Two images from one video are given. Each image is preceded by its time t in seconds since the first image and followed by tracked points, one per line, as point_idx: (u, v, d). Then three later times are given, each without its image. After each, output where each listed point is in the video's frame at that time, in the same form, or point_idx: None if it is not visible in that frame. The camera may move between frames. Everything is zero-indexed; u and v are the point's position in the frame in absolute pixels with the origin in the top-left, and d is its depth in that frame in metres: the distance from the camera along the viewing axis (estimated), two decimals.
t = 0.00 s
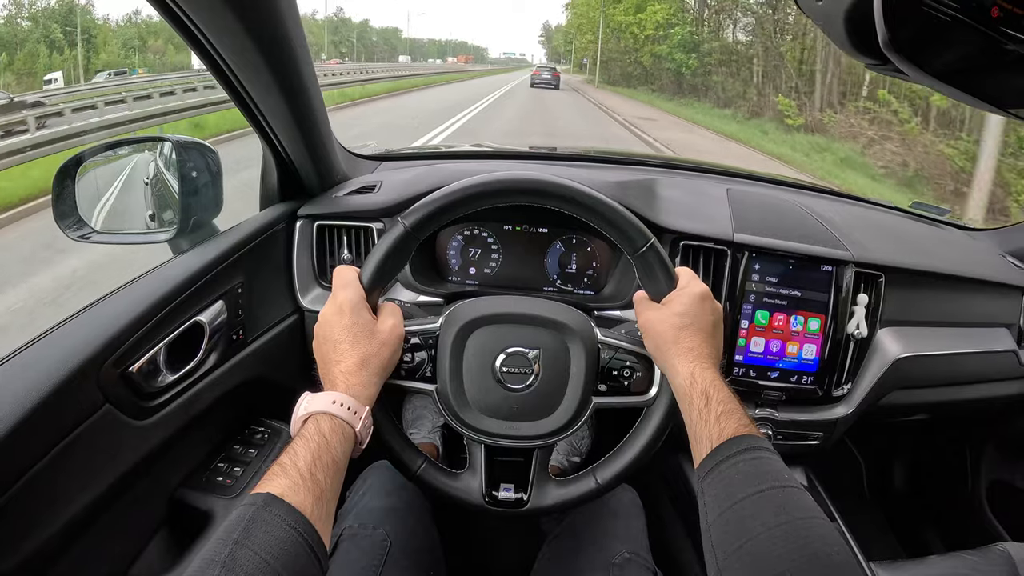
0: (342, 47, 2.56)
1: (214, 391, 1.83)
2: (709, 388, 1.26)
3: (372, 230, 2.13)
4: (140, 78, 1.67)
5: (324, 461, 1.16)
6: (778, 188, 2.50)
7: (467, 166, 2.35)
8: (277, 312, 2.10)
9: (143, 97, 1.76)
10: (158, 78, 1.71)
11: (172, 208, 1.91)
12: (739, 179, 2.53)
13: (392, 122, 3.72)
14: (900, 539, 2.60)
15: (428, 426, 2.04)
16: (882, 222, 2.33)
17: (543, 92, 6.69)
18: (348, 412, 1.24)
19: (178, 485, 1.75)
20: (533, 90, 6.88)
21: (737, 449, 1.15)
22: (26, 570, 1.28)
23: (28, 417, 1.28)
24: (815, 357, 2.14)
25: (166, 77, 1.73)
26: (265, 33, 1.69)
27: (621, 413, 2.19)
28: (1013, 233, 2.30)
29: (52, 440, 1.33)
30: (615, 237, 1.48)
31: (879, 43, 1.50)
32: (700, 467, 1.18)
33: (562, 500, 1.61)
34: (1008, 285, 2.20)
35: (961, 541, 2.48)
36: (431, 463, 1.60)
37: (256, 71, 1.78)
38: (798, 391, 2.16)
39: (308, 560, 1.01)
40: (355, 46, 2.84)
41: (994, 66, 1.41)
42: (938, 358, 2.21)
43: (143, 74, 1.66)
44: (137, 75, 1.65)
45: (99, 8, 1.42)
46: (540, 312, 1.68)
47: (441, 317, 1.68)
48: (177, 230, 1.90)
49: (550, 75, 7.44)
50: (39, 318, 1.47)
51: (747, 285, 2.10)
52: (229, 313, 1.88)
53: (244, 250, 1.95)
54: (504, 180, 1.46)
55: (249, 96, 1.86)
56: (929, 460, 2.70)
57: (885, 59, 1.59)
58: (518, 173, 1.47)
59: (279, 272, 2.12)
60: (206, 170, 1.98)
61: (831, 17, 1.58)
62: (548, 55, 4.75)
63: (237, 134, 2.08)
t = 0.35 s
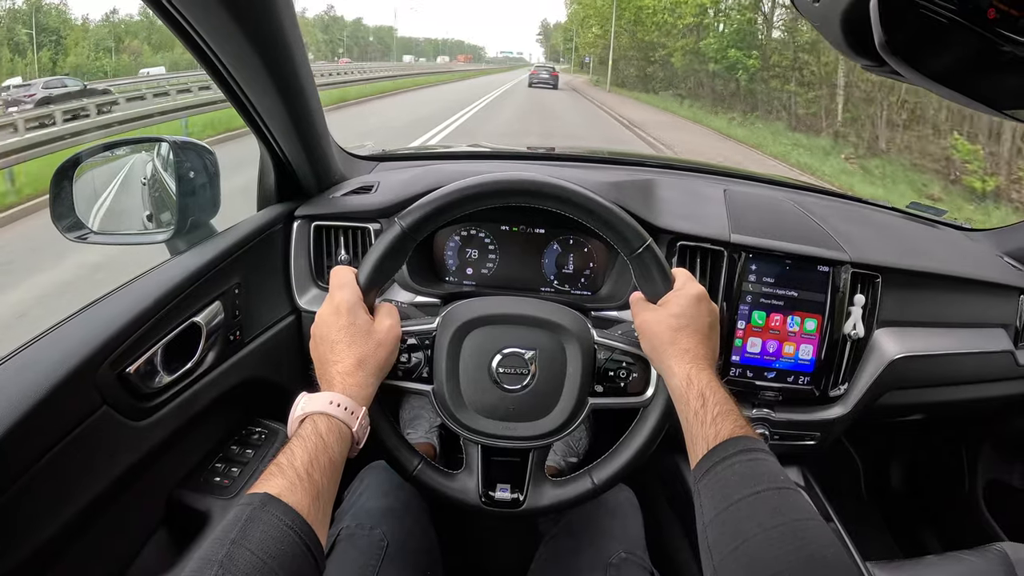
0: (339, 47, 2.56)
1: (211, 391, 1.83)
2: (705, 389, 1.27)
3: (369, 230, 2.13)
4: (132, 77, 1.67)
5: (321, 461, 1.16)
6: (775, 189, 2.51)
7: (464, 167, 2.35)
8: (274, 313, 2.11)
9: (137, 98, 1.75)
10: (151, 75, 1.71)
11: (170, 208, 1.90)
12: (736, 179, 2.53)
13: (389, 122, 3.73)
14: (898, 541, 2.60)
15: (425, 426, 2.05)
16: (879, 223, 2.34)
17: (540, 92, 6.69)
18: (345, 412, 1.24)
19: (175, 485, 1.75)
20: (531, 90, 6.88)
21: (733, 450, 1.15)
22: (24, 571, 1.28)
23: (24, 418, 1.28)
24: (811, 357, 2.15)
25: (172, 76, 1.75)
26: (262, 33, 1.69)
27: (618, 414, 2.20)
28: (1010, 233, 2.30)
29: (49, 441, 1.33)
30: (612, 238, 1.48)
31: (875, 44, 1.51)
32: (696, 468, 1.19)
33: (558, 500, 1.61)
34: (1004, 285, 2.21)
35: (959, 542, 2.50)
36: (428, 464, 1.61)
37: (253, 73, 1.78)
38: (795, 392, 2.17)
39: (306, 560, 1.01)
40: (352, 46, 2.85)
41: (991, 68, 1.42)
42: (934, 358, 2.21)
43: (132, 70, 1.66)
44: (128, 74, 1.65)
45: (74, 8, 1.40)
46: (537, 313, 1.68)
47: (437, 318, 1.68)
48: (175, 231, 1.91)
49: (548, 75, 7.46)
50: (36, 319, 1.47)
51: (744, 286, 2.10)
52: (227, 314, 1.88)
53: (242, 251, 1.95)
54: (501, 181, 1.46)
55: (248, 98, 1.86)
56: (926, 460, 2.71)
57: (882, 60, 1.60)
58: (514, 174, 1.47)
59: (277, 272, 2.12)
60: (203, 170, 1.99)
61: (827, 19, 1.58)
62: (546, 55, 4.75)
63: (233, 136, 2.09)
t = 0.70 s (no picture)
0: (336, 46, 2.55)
1: (206, 392, 1.81)
2: (704, 390, 1.25)
3: (365, 230, 2.11)
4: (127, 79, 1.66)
5: (315, 461, 1.15)
6: (773, 187, 2.50)
7: (461, 166, 2.34)
8: (270, 313, 2.09)
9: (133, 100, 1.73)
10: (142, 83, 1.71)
11: (165, 208, 1.89)
12: (734, 178, 2.52)
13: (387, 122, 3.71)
14: (898, 541, 2.59)
15: (422, 427, 2.04)
16: (878, 222, 2.33)
17: (538, 92, 6.69)
18: (339, 412, 1.23)
19: (169, 486, 1.74)
20: (529, 91, 6.87)
21: (733, 452, 1.14)
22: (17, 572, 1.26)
23: (17, 418, 1.27)
24: (810, 357, 2.13)
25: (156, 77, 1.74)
26: (256, 31, 1.68)
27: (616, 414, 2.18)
28: (1011, 232, 2.29)
29: (42, 442, 1.32)
30: (610, 237, 1.47)
31: (875, 41, 1.49)
32: (695, 470, 1.17)
33: (555, 501, 1.60)
34: (1004, 284, 2.20)
35: (959, 542, 2.49)
36: (423, 464, 1.59)
37: (248, 71, 1.77)
38: (794, 391, 2.16)
39: (299, 562, 1.00)
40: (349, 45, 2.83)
41: (992, 63, 1.41)
42: (934, 357, 2.20)
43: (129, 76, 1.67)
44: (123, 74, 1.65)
45: (49, 8, 1.35)
46: (533, 312, 1.67)
47: (432, 317, 1.67)
48: (170, 230, 1.89)
49: (547, 75, 7.46)
50: (27, 318, 1.45)
51: (742, 285, 2.09)
52: (221, 314, 1.87)
53: (237, 250, 1.94)
54: (497, 179, 1.45)
55: (241, 96, 1.85)
56: (926, 460, 2.70)
57: (882, 57, 1.58)
58: (510, 172, 1.46)
59: (272, 272, 2.11)
60: (198, 170, 1.98)
61: (827, 15, 1.57)
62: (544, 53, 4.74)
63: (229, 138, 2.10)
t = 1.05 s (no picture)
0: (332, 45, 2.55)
1: (203, 392, 1.81)
2: (701, 389, 1.25)
3: (361, 229, 2.11)
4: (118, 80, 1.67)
5: (311, 460, 1.15)
6: (771, 185, 2.49)
7: (458, 165, 2.34)
8: (267, 313, 2.09)
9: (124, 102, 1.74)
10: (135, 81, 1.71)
11: (160, 209, 1.87)
12: (731, 176, 2.52)
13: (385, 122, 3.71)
14: (897, 539, 2.58)
15: (420, 427, 2.03)
16: (876, 219, 2.33)
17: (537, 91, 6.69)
18: (336, 411, 1.22)
19: (167, 487, 1.74)
20: (528, 90, 6.87)
21: (730, 451, 1.13)
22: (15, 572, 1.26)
23: (13, 418, 1.27)
24: (808, 355, 2.13)
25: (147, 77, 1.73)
26: (251, 31, 1.67)
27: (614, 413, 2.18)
28: (1010, 229, 2.29)
29: (39, 443, 1.31)
30: (606, 235, 1.47)
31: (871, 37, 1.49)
32: (693, 469, 1.17)
33: (552, 500, 1.59)
34: (1003, 281, 2.19)
35: (957, 540, 2.49)
36: (420, 463, 1.59)
37: (242, 70, 1.77)
38: (792, 390, 2.15)
39: (295, 561, 1.00)
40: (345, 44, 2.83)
41: (988, 59, 1.42)
42: (932, 355, 2.20)
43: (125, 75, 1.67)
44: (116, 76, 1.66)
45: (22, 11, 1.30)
46: (530, 311, 1.66)
47: (429, 317, 1.66)
48: (165, 231, 1.87)
49: (545, 74, 7.46)
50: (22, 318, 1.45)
51: (740, 282, 2.09)
52: (218, 314, 1.87)
53: (234, 250, 1.93)
54: (493, 177, 1.45)
55: (236, 95, 1.85)
56: (925, 457, 2.69)
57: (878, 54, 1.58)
58: (506, 171, 1.46)
59: (269, 272, 2.11)
60: (195, 169, 1.95)
61: (823, 12, 1.56)
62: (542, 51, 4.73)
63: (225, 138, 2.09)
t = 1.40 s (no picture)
0: (329, 47, 2.55)
1: (202, 394, 1.82)
2: (697, 393, 1.26)
3: (360, 232, 2.12)
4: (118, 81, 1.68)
5: (310, 461, 1.15)
6: (768, 187, 2.50)
7: (456, 167, 2.35)
8: (266, 315, 2.10)
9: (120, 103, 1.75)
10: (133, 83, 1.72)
11: (160, 210, 1.88)
12: (728, 178, 2.53)
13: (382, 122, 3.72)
14: (895, 539, 2.58)
15: (418, 428, 2.04)
16: (872, 221, 2.34)
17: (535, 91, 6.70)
18: (334, 411, 1.23)
19: (166, 489, 1.74)
20: (525, 90, 6.87)
21: (726, 454, 1.14)
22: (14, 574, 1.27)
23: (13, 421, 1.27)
24: (804, 356, 2.14)
25: (142, 81, 1.74)
26: (250, 35, 1.68)
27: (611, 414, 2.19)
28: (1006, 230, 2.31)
29: (39, 445, 1.32)
30: (604, 239, 1.48)
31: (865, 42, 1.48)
32: (688, 472, 1.17)
33: (548, 502, 1.60)
34: (999, 282, 2.20)
35: (954, 540, 2.50)
36: (418, 465, 1.60)
37: (241, 73, 1.78)
38: (788, 391, 2.16)
39: (294, 562, 1.00)
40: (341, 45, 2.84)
41: (982, 62, 1.43)
42: (929, 356, 2.21)
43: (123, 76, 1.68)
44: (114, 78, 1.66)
45: None
46: (527, 313, 1.67)
47: (427, 319, 1.67)
48: (165, 234, 1.88)
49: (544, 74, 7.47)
50: (20, 321, 1.45)
51: (737, 284, 2.10)
52: (217, 317, 1.88)
53: (233, 252, 1.94)
54: (491, 181, 1.45)
55: (234, 98, 1.86)
56: (922, 457, 2.70)
57: (873, 57, 1.59)
58: (504, 174, 1.47)
59: (268, 274, 2.12)
60: (194, 173, 1.96)
61: (819, 16, 1.57)
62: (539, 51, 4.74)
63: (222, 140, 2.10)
